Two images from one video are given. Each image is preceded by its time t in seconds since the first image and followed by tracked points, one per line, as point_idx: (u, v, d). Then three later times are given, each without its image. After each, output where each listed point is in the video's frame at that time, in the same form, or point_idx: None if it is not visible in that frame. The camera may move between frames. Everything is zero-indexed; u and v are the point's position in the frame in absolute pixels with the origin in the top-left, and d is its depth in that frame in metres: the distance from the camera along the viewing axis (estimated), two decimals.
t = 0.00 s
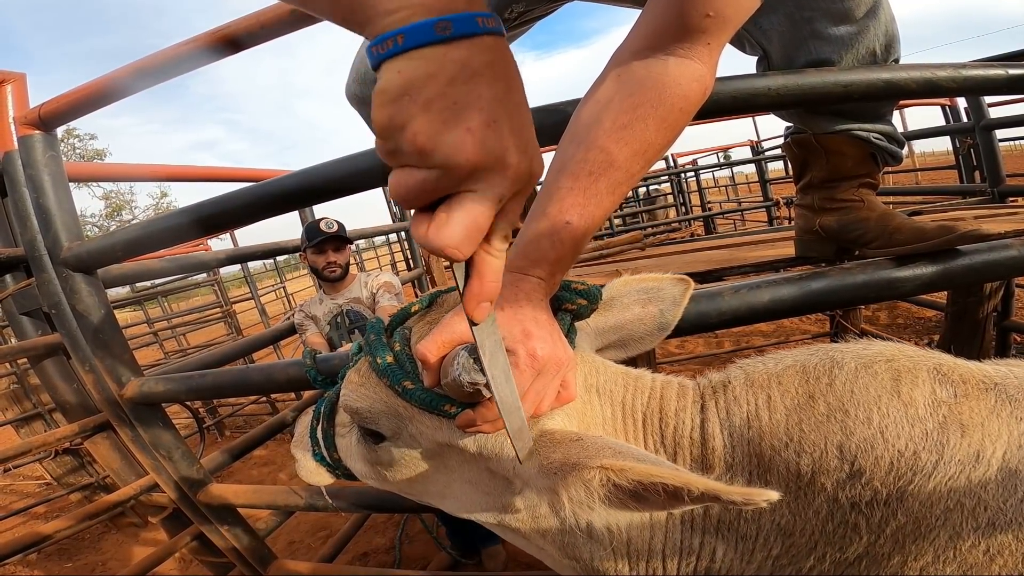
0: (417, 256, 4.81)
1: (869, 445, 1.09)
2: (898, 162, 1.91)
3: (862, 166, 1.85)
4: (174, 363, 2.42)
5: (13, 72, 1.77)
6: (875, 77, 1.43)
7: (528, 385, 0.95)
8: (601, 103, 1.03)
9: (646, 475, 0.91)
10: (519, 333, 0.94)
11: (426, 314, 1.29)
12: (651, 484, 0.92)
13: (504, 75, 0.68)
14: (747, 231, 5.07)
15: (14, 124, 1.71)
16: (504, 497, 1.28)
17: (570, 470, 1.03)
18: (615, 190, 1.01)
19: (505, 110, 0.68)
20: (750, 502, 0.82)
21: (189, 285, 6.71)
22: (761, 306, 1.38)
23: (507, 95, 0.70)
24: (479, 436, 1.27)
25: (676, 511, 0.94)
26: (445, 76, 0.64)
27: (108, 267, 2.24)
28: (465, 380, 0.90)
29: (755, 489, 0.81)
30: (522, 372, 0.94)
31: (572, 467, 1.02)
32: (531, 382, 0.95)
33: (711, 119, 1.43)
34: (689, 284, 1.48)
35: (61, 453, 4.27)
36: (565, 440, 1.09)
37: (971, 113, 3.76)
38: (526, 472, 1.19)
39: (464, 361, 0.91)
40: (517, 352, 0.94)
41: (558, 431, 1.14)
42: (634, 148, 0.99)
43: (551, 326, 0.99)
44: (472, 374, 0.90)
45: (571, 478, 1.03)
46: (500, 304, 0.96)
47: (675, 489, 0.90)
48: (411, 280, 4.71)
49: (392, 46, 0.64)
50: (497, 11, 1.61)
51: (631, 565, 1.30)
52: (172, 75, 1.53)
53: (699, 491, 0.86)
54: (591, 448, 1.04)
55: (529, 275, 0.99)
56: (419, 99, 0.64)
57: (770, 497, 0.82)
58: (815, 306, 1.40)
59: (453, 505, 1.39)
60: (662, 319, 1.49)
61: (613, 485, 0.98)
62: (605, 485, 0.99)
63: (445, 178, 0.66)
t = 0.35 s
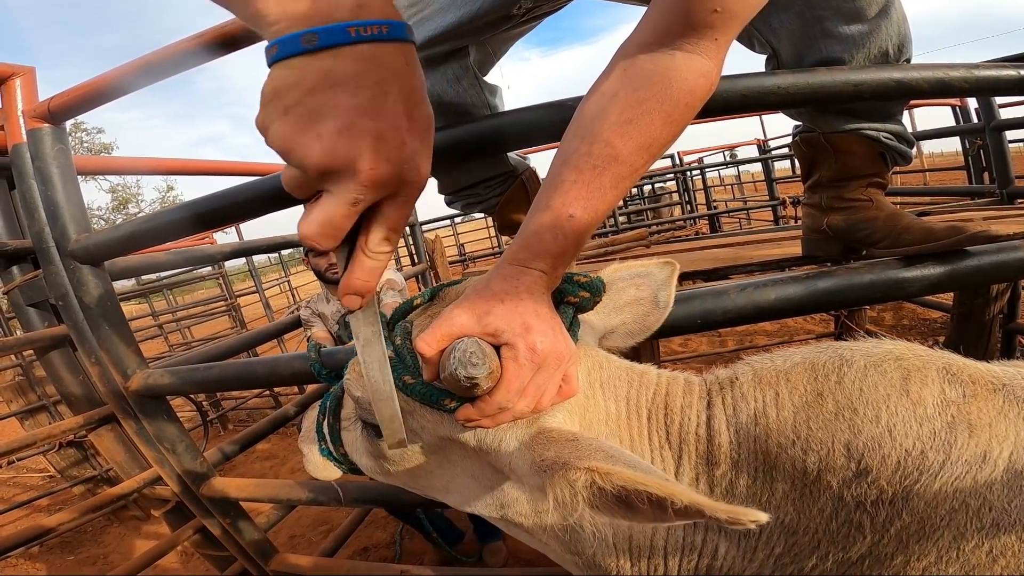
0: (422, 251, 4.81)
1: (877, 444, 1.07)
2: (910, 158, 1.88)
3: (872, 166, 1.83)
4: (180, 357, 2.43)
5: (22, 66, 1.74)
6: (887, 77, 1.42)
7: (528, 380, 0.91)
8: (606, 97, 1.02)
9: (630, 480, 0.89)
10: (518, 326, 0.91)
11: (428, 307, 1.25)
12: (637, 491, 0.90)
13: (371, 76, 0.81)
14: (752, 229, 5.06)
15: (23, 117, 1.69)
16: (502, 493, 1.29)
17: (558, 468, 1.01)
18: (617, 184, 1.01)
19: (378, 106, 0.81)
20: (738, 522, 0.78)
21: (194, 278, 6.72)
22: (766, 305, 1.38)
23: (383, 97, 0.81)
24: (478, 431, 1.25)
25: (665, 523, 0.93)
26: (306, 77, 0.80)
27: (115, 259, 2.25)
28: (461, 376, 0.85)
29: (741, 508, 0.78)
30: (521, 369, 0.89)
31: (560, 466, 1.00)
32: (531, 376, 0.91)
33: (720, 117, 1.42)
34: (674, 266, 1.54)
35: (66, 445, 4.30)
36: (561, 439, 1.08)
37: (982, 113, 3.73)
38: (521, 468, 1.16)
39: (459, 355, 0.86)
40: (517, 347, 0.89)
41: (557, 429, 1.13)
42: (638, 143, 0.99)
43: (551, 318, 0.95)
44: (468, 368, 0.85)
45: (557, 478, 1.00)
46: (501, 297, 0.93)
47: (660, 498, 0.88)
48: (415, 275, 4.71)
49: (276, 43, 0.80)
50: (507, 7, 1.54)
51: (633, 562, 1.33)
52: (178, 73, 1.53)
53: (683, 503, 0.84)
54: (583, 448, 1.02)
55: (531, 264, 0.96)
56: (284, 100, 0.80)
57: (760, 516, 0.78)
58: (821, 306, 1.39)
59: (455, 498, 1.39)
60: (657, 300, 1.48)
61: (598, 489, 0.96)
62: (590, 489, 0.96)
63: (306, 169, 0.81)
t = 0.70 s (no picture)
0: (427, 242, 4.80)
1: (878, 449, 1.07)
2: (922, 155, 1.88)
3: (881, 166, 1.82)
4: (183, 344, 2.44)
5: (33, 54, 1.73)
6: (902, 77, 1.41)
7: (512, 375, 0.89)
8: (611, 88, 1.00)
9: (602, 505, 0.86)
10: (507, 318, 0.89)
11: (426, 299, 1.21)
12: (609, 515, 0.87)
13: (416, 27, 0.67)
14: (757, 228, 5.04)
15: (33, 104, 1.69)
16: (491, 493, 1.28)
17: (534, 481, 0.97)
18: (618, 178, 0.99)
19: (429, 59, 0.67)
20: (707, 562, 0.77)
21: (199, 265, 6.74)
22: (769, 303, 1.37)
23: (436, 45, 0.68)
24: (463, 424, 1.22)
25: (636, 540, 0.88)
26: (338, 35, 0.64)
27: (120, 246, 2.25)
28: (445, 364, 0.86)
29: (712, 550, 0.75)
30: (506, 363, 0.87)
31: (536, 477, 0.97)
32: (517, 369, 0.89)
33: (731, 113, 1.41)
34: (666, 256, 1.53)
35: (68, 431, 4.32)
36: (546, 446, 1.02)
37: (995, 115, 3.69)
38: (501, 470, 1.14)
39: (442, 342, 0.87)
40: (505, 339, 0.88)
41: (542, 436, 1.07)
42: (641, 137, 0.98)
43: (539, 313, 0.93)
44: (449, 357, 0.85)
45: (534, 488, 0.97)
46: (491, 287, 0.93)
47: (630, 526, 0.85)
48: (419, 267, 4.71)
49: (295, 3, 0.66)
50: None
51: (626, 564, 1.31)
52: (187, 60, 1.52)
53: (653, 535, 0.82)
54: (566, 461, 0.97)
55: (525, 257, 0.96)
56: (315, 63, 0.65)
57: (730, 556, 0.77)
58: (825, 306, 1.38)
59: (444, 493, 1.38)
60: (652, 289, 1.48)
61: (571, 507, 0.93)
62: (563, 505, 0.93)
63: (351, 152, 0.70)
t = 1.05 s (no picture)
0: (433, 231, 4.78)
1: (903, 436, 1.05)
2: (943, 155, 1.87)
3: (902, 158, 1.81)
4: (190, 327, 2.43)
5: (48, 36, 1.71)
6: (926, 69, 1.38)
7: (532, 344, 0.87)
8: (637, 62, 0.99)
9: (627, 478, 0.83)
10: (525, 285, 0.87)
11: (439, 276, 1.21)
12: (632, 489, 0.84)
13: None
14: (766, 225, 5.01)
15: (48, 86, 1.67)
16: (501, 477, 1.27)
17: (553, 452, 0.94)
18: (640, 151, 0.98)
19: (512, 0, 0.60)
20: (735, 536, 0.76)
21: (205, 252, 6.73)
22: (787, 291, 1.35)
23: None
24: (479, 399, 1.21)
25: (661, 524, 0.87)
26: None
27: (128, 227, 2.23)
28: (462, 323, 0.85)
29: (742, 523, 0.75)
30: (525, 330, 0.85)
31: (554, 450, 0.95)
32: (537, 339, 0.87)
33: (752, 103, 1.39)
34: (681, 243, 1.57)
35: (71, 415, 4.32)
36: (564, 421, 1.01)
37: (1012, 114, 3.64)
38: (516, 447, 1.13)
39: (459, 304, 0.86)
40: (524, 306, 0.86)
41: (561, 411, 1.06)
42: (665, 111, 0.96)
43: (558, 284, 0.91)
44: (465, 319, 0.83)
45: (551, 461, 0.95)
46: (509, 255, 0.91)
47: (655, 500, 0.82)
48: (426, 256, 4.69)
49: None
50: None
51: (633, 552, 1.30)
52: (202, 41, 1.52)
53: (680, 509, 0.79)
54: (585, 435, 0.95)
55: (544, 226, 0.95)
56: None
57: (761, 534, 0.76)
58: (843, 295, 1.36)
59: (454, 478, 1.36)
60: (669, 274, 1.48)
61: (591, 481, 0.90)
62: (584, 480, 0.91)
63: (419, 82, 0.59)
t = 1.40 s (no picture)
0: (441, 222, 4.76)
1: (941, 420, 1.03)
2: (968, 149, 1.92)
3: (928, 150, 1.84)
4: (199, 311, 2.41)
5: (68, 18, 1.69)
6: (957, 62, 1.36)
7: (564, 313, 0.88)
8: (675, 38, 0.98)
9: (669, 444, 0.83)
10: (560, 252, 0.88)
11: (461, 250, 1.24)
12: (674, 457, 0.85)
13: None
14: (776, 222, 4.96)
15: (67, 69, 1.65)
16: (521, 461, 1.25)
17: (589, 424, 0.97)
18: (676, 123, 0.98)
19: None
20: (790, 504, 0.73)
21: (212, 240, 6.72)
22: (810, 280, 1.32)
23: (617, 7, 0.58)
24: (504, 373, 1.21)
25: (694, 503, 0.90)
26: None
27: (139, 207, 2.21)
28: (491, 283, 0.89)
29: (797, 489, 0.72)
30: (559, 296, 0.86)
31: (591, 421, 0.97)
32: (571, 308, 0.88)
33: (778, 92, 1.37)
34: (701, 230, 1.62)
35: (74, 401, 4.32)
36: (595, 394, 1.03)
37: None
38: (544, 423, 1.14)
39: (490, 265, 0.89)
40: (559, 274, 0.86)
41: (590, 382, 1.09)
42: (702, 83, 0.96)
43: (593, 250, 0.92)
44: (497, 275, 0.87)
45: (587, 432, 0.97)
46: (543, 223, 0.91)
47: (698, 466, 0.83)
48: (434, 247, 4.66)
49: None
50: None
51: (652, 539, 1.28)
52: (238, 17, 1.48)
53: (727, 475, 0.77)
54: (618, 405, 0.97)
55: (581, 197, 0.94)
56: None
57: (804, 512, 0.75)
58: (868, 286, 1.34)
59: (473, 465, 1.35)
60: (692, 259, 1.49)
61: (631, 449, 0.91)
62: (623, 448, 0.91)
63: (514, 81, 0.57)
